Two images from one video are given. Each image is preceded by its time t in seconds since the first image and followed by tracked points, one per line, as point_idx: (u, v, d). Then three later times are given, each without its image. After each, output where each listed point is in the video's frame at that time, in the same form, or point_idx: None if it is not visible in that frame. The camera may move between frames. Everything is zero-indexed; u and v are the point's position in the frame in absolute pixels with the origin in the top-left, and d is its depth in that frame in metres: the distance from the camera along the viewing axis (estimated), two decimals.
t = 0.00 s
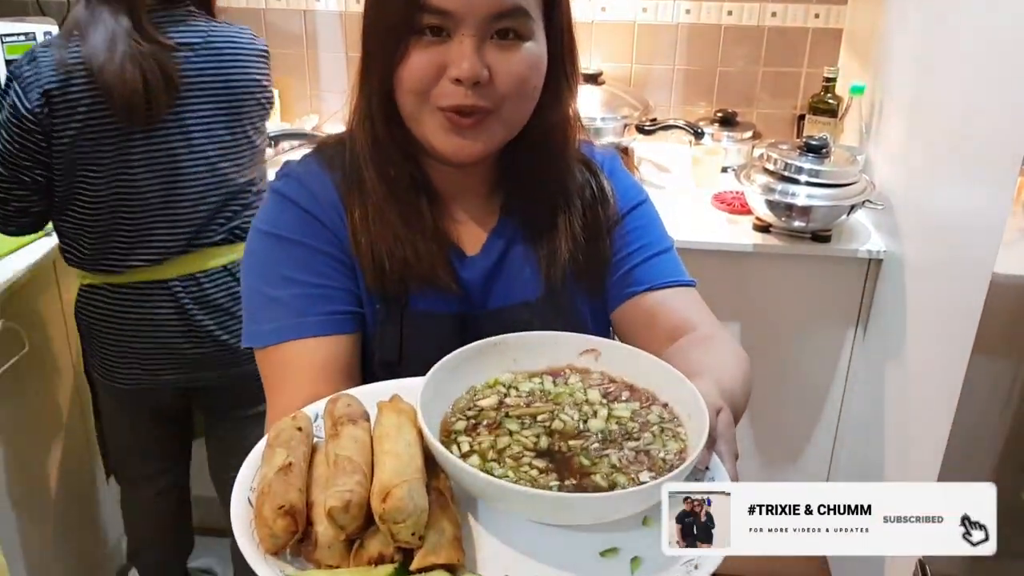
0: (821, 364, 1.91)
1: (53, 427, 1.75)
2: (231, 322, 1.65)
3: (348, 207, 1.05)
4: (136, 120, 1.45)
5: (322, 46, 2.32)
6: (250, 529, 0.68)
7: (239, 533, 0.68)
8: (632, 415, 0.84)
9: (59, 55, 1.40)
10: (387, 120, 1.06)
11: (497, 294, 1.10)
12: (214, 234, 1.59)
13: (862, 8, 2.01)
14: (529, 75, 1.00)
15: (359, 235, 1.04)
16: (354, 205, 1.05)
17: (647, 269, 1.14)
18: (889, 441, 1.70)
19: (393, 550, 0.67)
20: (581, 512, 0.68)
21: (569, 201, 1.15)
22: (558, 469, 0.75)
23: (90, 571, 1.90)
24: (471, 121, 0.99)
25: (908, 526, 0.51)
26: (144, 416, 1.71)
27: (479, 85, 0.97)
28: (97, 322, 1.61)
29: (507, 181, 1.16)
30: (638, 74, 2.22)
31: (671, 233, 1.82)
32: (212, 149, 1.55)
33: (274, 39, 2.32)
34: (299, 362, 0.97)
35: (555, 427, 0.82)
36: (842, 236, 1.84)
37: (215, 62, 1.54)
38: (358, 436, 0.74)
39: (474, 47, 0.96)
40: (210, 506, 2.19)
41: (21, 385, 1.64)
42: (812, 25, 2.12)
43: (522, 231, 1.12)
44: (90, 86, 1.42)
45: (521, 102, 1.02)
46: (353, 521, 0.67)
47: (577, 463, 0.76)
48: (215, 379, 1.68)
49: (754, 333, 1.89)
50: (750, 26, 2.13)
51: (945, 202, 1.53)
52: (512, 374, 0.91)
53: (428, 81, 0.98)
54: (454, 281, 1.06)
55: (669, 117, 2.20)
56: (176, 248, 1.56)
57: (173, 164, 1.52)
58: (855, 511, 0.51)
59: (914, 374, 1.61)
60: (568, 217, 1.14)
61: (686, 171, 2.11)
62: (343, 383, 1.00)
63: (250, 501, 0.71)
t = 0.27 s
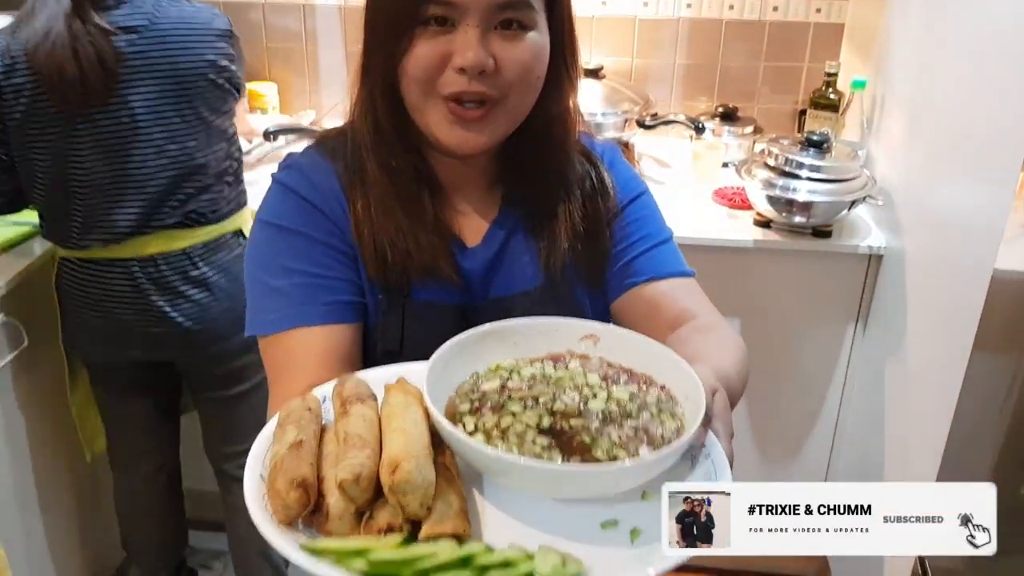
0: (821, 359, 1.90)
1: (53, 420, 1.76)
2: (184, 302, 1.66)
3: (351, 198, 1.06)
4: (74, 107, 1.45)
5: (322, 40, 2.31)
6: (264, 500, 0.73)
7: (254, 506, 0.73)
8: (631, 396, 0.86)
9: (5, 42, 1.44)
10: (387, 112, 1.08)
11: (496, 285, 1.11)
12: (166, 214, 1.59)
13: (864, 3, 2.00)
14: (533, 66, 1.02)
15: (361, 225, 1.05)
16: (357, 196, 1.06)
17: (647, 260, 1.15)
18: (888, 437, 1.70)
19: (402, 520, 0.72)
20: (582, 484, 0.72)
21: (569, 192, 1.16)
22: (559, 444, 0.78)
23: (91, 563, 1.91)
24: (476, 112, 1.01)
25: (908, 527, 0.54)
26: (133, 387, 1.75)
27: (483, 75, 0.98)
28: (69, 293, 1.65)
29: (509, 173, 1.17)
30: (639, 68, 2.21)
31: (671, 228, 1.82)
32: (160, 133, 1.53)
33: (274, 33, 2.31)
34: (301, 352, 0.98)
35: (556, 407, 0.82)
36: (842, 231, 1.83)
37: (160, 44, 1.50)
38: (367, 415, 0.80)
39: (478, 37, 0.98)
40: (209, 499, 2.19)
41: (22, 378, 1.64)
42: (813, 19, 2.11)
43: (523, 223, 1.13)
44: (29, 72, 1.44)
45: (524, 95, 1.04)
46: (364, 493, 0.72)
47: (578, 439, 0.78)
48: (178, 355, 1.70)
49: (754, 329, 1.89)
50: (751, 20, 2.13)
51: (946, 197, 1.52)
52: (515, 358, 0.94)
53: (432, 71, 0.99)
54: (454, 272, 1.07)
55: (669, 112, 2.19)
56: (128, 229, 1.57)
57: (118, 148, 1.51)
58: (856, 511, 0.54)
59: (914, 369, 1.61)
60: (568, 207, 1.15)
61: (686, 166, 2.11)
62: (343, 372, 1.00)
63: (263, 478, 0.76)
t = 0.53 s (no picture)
0: (820, 332, 1.91)
1: (55, 392, 1.76)
2: (163, 271, 1.61)
3: (365, 153, 1.05)
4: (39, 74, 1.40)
5: (320, 11, 2.30)
6: (284, 407, 0.82)
7: (273, 412, 0.81)
8: (623, 321, 0.98)
9: None
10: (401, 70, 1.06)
11: (506, 239, 1.11)
12: (139, 183, 1.54)
13: None
14: (551, 29, 1.00)
15: (376, 180, 1.05)
16: (371, 152, 1.05)
17: (653, 220, 1.14)
18: (886, 409, 1.71)
19: (410, 429, 0.83)
20: (575, 398, 0.83)
21: (578, 151, 1.14)
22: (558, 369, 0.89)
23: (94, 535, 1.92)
24: (493, 77, 0.99)
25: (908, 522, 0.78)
26: (127, 355, 1.74)
27: (501, 39, 0.97)
28: (55, 257, 1.63)
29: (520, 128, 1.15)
30: (639, 40, 2.19)
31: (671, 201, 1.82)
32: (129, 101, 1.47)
33: (271, 4, 2.29)
34: (314, 301, 1.01)
35: (553, 330, 0.96)
36: (842, 205, 1.83)
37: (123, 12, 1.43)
38: (378, 335, 0.89)
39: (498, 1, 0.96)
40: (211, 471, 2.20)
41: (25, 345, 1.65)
42: None
43: (535, 177, 1.12)
44: None
45: (542, 58, 1.01)
46: (374, 404, 0.83)
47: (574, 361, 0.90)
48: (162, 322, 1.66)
49: (754, 302, 1.89)
50: None
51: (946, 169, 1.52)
52: (518, 286, 1.03)
53: (451, 34, 0.97)
54: (466, 227, 1.08)
55: (670, 84, 2.18)
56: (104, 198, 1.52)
57: (86, 115, 1.46)
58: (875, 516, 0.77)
59: (912, 342, 1.62)
60: (579, 165, 1.13)
61: (686, 139, 2.10)
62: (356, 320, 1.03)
63: (282, 390, 0.85)
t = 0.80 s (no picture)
0: (819, 301, 1.91)
1: (56, 361, 1.77)
2: (149, 244, 1.60)
3: (376, 107, 1.09)
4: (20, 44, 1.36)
5: None
6: (301, 338, 0.88)
7: (290, 344, 0.87)
8: (619, 266, 1.02)
9: None
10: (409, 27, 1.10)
11: (512, 185, 1.14)
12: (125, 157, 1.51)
13: None
14: None
15: (385, 132, 1.08)
16: (382, 106, 1.09)
17: (653, 172, 1.17)
18: (884, 379, 1.72)
19: (417, 361, 0.88)
20: (571, 335, 0.88)
21: (582, 105, 1.17)
22: (556, 308, 0.94)
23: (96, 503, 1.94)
24: (502, 33, 1.03)
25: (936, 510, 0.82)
26: (126, 326, 1.73)
27: None
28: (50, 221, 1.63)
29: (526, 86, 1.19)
30: (639, 8, 2.18)
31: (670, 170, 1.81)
32: (111, 72, 1.43)
33: None
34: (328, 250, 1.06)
35: (553, 274, 1.00)
36: (842, 173, 1.83)
37: None
38: (388, 275, 0.94)
39: None
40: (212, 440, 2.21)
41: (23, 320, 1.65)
42: None
43: (540, 129, 1.15)
44: None
45: (549, 18, 1.05)
46: (384, 336, 0.88)
47: (571, 301, 0.95)
48: (149, 294, 1.66)
49: (753, 272, 1.89)
50: None
51: (947, 139, 1.52)
52: (519, 233, 1.07)
53: None
54: (473, 174, 1.11)
55: (670, 52, 2.17)
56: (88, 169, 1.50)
57: (67, 89, 1.42)
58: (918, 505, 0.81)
59: (910, 312, 1.62)
60: (582, 120, 1.16)
61: (686, 108, 2.09)
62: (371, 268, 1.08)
63: (298, 325, 0.91)
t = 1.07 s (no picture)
0: (818, 298, 1.91)
1: (55, 357, 1.77)
2: (154, 245, 1.60)
3: (389, 93, 1.10)
4: (21, 50, 1.37)
5: None
6: (315, 312, 0.92)
7: (305, 318, 0.91)
8: (619, 248, 1.03)
9: None
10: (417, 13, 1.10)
11: (518, 170, 1.15)
12: (128, 164, 1.51)
13: None
14: None
15: (397, 117, 1.09)
16: (394, 92, 1.10)
17: (656, 158, 1.19)
18: (883, 376, 1.72)
19: (425, 334, 0.91)
20: (572, 311, 0.90)
21: (587, 93, 1.18)
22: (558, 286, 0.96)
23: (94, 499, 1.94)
24: (503, 31, 1.03)
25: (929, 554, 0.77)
26: (126, 323, 1.73)
27: None
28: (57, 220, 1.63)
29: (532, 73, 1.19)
30: (638, 4, 2.18)
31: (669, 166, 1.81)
32: (112, 83, 1.42)
33: None
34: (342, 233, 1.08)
35: (555, 255, 1.02)
36: (841, 169, 1.83)
37: None
38: (397, 254, 0.97)
39: None
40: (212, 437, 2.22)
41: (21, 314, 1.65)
42: None
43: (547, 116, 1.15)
44: None
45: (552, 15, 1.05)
46: (394, 311, 0.92)
47: (572, 280, 0.97)
48: (154, 295, 1.65)
49: (752, 268, 1.89)
50: None
51: (946, 134, 1.52)
52: (523, 218, 1.08)
53: None
54: (481, 157, 1.12)
55: (668, 49, 2.17)
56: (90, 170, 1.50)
57: (70, 94, 1.42)
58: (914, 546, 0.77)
59: (909, 308, 1.62)
60: (587, 110, 1.17)
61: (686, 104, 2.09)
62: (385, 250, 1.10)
63: (312, 301, 0.94)
